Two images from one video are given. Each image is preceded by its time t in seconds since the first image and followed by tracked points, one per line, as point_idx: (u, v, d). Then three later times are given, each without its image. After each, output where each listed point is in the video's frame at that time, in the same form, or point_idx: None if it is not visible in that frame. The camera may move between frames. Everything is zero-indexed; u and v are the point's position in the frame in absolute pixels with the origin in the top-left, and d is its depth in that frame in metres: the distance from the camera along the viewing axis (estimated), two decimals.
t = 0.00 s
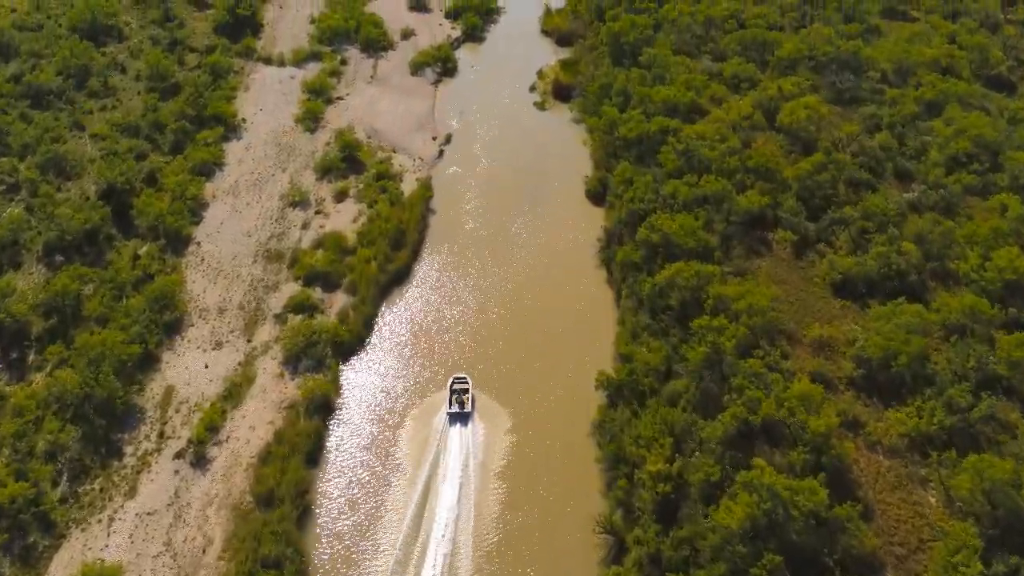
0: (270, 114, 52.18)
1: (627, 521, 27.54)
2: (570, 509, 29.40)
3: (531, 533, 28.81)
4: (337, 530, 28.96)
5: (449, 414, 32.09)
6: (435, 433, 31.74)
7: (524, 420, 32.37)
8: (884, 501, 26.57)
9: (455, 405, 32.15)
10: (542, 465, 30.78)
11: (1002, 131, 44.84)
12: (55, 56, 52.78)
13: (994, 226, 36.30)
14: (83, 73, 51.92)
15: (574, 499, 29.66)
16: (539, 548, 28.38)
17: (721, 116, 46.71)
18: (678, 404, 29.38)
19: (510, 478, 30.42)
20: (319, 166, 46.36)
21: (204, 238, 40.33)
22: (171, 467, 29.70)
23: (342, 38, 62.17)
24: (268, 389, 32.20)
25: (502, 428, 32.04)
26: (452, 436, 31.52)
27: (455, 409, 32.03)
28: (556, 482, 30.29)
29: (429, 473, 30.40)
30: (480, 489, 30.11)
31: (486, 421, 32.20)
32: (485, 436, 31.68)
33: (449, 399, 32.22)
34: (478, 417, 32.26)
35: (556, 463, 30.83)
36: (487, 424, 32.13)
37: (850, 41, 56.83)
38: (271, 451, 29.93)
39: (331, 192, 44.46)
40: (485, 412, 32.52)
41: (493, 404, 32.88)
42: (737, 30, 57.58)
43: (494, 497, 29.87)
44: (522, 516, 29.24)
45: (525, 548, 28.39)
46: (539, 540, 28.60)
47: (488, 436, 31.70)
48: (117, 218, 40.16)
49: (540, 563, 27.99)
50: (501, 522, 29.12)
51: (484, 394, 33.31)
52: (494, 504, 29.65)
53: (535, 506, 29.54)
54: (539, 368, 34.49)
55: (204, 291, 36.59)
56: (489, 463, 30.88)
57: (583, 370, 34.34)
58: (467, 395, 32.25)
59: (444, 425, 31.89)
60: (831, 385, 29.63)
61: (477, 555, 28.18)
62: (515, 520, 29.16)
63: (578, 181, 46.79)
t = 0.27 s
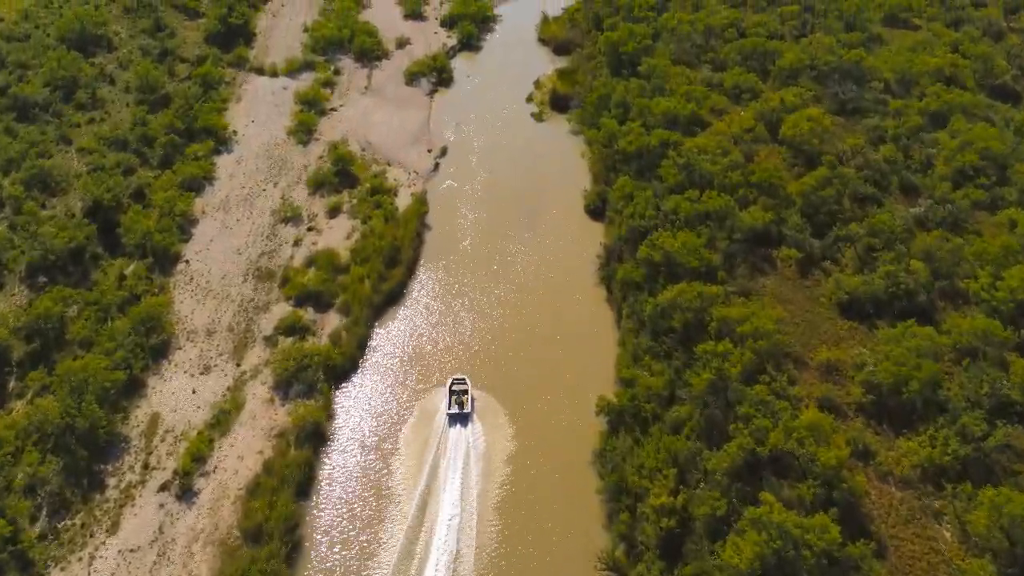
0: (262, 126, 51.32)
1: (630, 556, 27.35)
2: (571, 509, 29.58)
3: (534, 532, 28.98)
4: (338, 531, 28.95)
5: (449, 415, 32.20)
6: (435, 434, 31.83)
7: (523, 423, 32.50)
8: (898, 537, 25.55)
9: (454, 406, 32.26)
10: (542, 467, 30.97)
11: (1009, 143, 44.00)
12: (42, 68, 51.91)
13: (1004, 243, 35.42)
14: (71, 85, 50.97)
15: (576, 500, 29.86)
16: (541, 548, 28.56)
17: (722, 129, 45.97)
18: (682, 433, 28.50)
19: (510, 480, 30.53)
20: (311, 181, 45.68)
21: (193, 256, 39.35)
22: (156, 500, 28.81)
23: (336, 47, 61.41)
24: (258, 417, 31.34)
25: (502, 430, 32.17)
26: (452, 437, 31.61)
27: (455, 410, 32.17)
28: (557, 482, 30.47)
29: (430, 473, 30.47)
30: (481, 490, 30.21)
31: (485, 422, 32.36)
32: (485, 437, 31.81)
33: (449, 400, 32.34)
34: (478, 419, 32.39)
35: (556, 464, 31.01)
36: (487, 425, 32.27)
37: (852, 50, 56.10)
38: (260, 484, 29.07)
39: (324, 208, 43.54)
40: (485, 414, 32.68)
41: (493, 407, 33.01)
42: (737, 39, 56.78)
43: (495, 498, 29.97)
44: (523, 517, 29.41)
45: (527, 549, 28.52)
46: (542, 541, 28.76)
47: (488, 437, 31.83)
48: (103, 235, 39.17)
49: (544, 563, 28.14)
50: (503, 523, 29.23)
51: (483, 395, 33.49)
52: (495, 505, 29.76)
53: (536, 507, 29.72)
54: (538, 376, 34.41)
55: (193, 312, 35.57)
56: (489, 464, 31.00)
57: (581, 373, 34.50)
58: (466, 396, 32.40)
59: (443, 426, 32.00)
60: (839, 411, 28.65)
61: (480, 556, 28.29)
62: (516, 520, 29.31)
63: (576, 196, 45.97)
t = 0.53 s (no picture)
0: (255, 139, 50.44)
1: None
2: (572, 510, 29.49)
3: (537, 533, 28.86)
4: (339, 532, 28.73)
5: (448, 415, 32.16)
6: (434, 434, 31.75)
7: (523, 425, 32.39)
8: None
9: (454, 407, 32.24)
10: (542, 468, 30.90)
11: (1018, 156, 43.09)
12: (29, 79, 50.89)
13: (1016, 263, 34.46)
14: (58, 96, 49.94)
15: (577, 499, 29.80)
16: (544, 548, 28.46)
17: (724, 142, 45.01)
18: (686, 462, 27.66)
19: (511, 481, 30.42)
20: (305, 195, 44.67)
21: (182, 275, 38.34)
22: (140, 535, 27.89)
23: (331, 56, 60.57)
24: (246, 445, 30.44)
25: (501, 431, 32.10)
26: (452, 438, 31.54)
27: (455, 411, 32.18)
28: (558, 482, 30.43)
29: (431, 473, 30.38)
30: (482, 490, 30.08)
31: (485, 423, 32.34)
32: (485, 438, 31.75)
33: (448, 401, 32.36)
34: (477, 420, 32.34)
35: (557, 465, 30.95)
36: (486, 426, 32.23)
37: (854, 60, 55.28)
38: (248, 518, 28.15)
39: (317, 223, 42.55)
40: (484, 415, 32.64)
41: (493, 409, 32.95)
42: (738, 48, 55.96)
43: (497, 498, 29.85)
44: (525, 517, 29.32)
45: (530, 548, 28.43)
46: (544, 540, 28.66)
47: (488, 438, 31.77)
48: (89, 253, 38.19)
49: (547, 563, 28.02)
50: (505, 523, 29.12)
51: (482, 396, 33.47)
52: (496, 505, 29.65)
53: (538, 507, 29.64)
54: (539, 385, 34.09)
55: (180, 333, 34.54)
56: (490, 465, 30.89)
57: (581, 376, 34.47)
58: (466, 397, 32.47)
59: (443, 427, 31.95)
60: (849, 440, 27.83)
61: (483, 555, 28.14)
62: (518, 520, 29.22)
63: (575, 210, 45.05)
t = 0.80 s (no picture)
0: (249, 151, 49.60)
1: None
2: (572, 509, 29.87)
3: (538, 530, 29.28)
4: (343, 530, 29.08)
5: (449, 415, 32.56)
6: (435, 434, 32.15)
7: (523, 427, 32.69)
8: None
9: (454, 407, 32.65)
10: (542, 467, 31.30)
11: None
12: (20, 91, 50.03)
13: None
14: (49, 108, 49.02)
15: (578, 498, 30.20)
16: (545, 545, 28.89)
17: (727, 155, 44.14)
18: (693, 492, 27.25)
19: (512, 479, 30.82)
20: (300, 210, 43.79)
21: (174, 293, 37.47)
22: (126, 570, 27.32)
23: (327, 67, 59.92)
24: (238, 474, 29.84)
25: (501, 431, 32.48)
26: (453, 437, 31.93)
27: (455, 411, 32.57)
28: (558, 481, 30.85)
29: (433, 471, 30.79)
30: (483, 488, 30.50)
31: (485, 422, 32.77)
32: (486, 437, 32.15)
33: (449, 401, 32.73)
34: (477, 420, 32.74)
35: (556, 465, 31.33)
36: (486, 425, 32.65)
37: (857, 70, 54.55)
38: (239, 551, 27.58)
39: (312, 239, 41.69)
40: (483, 415, 33.06)
41: (493, 410, 33.33)
42: (740, 59, 55.19)
43: (497, 496, 30.24)
44: (526, 515, 29.74)
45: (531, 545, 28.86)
46: (545, 538, 29.07)
47: (488, 438, 32.16)
48: (78, 273, 37.40)
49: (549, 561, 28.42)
50: (507, 520, 29.54)
51: (482, 396, 33.91)
52: (498, 503, 30.05)
53: (538, 505, 30.04)
54: (540, 394, 34.09)
55: (171, 355, 33.69)
56: (491, 465, 31.27)
57: (579, 375, 34.87)
58: (466, 396, 32.83)
59: (444, 426, 32.34)
60: (860, 469, 27.47)
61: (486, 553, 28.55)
62: (519, 518, 29.65)
63: (575, 226, 44.23)
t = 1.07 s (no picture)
0: (249, 166, 49.43)
1: None
2: (572, 506, 30.58)
3: (540, 524, 30.00)
4: (347, 524, 29.71)
5: (450, 413, 33.43)
6: (437, 430, 33.02)
7: (524, 428, 33.49)
8: None
9: (456, 405, 33.52)
10: (542, 464, 32.07)
11: None
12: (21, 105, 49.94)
13: None
14: (49, 123, 48.89)
15: (578, 495, 30.95)
16: (547, 537, 29.60)
17: (728, 172, 43.90)
18: (695, 520, 27.12)
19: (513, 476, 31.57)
20: (299, 227, 43.58)
21: (171, 312, 37.17)
22: None
23: (328, 80, 60.13)
24: (234, 501, 29.59)
25: (501, 428, 33.39)
26: (455, 434, 32.81)
27: (457, 408, 33.45)
28: (559, 478, 31.62)
29: (436, 466, 31.60)
30: (485, 484, 31.29)
31: (486, 419, 33.69)
32: (486, 435, 33.02)
33: (450, 399, 33.62)
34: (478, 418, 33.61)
35: (557, 463, 32.12)
36: (487, 422, 33.57)
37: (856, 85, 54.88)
38: None
39: (311, 257, 41.45)
40: (483, 412, 33.97)
41: (494, 410, 34.19)
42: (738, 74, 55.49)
43: (499, 492, 31.02)
44: (527, 509, 30.49)
45: (533, 537, 29.55)
46: (546, 533, 29.73)
47: (489, 434, 33.08)
48: (75, 292, 37.19)
49: (551, 554, 29.02)
50: (508, 514, 30.27)
51: (482, 395, 34.82)
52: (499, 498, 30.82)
53: (539, 501, 30.78)
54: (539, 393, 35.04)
55: (168, 376, 33.51)
56: (492, 462, 32.04)
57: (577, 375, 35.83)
58: (467, 395, 33.75)
59: (446, 424, 33.19)
60: (865, 497, 27.27)
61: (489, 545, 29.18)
62: (520, 512, 30.40)
63: (575, 243, 43.92)
